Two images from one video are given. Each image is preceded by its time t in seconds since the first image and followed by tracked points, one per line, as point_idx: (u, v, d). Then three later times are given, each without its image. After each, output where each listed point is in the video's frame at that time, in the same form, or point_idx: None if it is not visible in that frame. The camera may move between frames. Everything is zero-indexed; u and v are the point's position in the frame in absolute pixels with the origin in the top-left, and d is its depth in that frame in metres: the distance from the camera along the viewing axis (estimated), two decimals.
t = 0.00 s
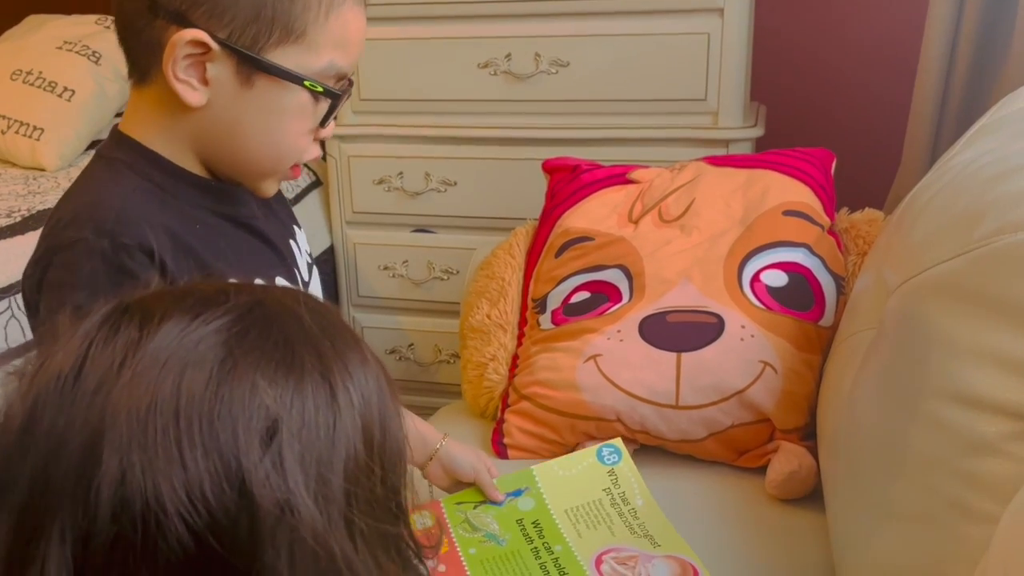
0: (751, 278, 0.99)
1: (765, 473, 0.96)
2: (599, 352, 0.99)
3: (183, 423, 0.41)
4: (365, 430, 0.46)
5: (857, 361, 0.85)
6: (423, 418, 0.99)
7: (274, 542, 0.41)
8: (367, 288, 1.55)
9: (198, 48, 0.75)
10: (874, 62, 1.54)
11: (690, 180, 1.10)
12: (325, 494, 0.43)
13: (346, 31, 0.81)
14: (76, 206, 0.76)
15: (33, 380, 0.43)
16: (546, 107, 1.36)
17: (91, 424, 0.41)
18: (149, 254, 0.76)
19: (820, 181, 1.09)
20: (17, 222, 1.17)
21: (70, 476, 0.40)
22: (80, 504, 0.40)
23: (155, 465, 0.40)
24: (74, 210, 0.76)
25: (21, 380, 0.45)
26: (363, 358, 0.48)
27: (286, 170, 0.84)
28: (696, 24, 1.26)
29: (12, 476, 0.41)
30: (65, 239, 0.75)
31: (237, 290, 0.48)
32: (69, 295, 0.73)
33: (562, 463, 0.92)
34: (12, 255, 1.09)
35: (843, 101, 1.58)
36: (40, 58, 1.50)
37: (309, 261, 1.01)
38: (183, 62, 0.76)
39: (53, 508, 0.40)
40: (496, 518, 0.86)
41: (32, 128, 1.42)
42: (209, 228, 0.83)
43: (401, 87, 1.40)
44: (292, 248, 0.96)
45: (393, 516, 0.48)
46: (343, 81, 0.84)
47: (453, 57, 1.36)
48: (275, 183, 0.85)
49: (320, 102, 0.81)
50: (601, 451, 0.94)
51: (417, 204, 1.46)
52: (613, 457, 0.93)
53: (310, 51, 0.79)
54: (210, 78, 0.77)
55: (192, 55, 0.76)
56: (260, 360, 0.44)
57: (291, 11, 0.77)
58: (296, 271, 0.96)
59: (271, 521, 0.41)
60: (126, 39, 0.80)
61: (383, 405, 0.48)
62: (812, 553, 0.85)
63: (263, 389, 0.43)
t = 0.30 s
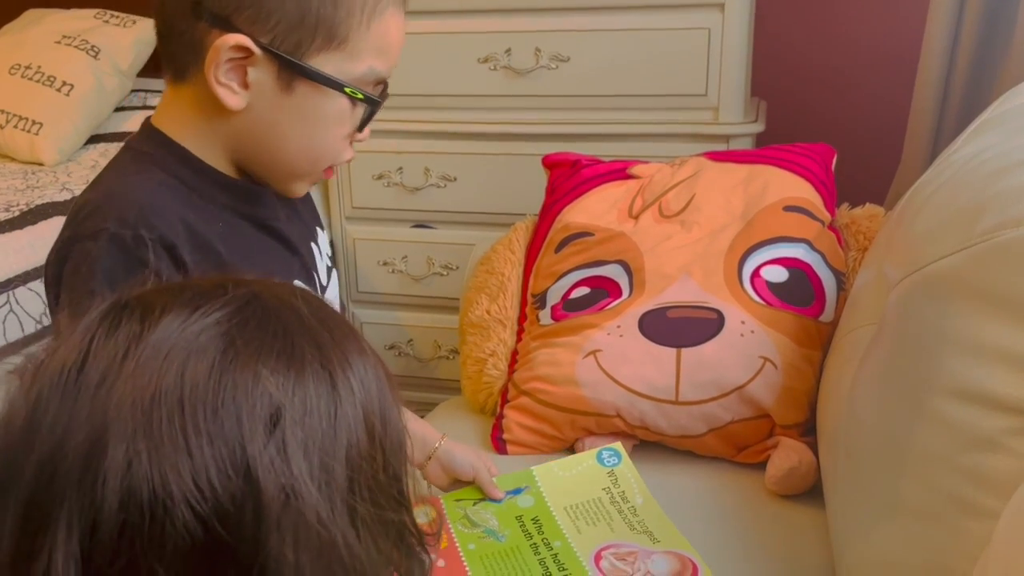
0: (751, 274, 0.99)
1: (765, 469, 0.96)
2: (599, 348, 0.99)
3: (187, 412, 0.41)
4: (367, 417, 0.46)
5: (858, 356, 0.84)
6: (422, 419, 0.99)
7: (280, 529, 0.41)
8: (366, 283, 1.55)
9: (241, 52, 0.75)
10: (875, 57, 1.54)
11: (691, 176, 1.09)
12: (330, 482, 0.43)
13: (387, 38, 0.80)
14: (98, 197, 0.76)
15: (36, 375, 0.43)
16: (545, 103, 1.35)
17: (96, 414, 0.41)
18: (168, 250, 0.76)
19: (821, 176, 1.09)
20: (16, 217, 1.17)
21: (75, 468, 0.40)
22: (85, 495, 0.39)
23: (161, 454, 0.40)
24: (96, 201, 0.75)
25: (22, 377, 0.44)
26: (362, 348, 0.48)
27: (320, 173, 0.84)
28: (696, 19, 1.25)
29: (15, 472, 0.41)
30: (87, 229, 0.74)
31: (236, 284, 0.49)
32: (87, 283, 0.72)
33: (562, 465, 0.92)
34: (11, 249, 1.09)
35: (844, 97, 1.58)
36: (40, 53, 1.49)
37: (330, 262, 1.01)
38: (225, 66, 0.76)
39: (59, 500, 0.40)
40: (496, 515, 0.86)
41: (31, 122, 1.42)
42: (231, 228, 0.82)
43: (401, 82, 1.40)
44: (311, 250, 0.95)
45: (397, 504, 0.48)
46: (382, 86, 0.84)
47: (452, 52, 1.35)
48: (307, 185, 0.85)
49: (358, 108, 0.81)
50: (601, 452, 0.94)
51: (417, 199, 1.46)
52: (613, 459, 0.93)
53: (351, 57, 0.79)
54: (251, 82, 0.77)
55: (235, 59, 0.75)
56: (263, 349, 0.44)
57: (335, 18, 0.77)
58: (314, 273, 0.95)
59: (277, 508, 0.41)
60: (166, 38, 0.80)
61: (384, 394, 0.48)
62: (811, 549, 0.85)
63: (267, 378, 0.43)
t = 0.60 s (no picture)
0: (754, 268, 0.99)
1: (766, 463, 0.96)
2: (600, 341, 0.99)
3: (208, 400, 0.41)
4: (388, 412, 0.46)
5: (860, 350, 0.84)
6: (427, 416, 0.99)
7: (298, 521, 0.41)
8: (367, 277, 1.54)
9: (288, 61, 0.74)
10: (878, 52, 1.53)
11: (692, 169, 1.09)
12: (349, 476, 0.43)
13: (431, 52, 0.79)
14: (125, 178, 0.76)
15: (58, 360, 0.43)
16: (546, 96, 1.35)
17: (118, 400, 0.41)
18: (195, 233, 0.77)
19: (824, 170, 1.09)
20: (15, 209, 1.16)
21: (96, 451, 0.40)
22: (105, 479, 0.39)
23: (181, 442, 0.40)
24: (123, 182, 0.76)
25: (46, 360, 0.44)
26: (385, 343, 0.48)
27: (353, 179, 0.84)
28: (698, 12, 1.25)
29: (37, 453, 0.41)
30: (114, 210, 0.75)
31: (261, 276, 0.48)
32: (116, 262, 0.72)
33: (562, 458, 0.92)
34: (11, 242, 1.09)
35: (846, 92, 1.57)
36: (39, 46, 1.49)
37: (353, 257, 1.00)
38: (271, 74, 0.75)
39: (79, 484, 0.40)
40: (497, 508, 0.86)
41: (31, 116, 1.41)
42: (256, 219, 0.82)
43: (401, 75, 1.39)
44: (335, 244, 0.94)
45: (414, 499, 0.48)
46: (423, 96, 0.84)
47: (453, 46, 1.35)
48: (340, 189, 0.85)
49: (398, 121, 0.81)
50: (601, 443, 0.93)
51: (417, 193, 1.46)
52: (613, 448, 0.92)
53: (395, 70, 0.78)
54: (295, 90, 0.76)
55: (281, 67, 0.75)
56: (286, 340, 0.44)
57: (383, 30, 0.76)
58: (336, 268, 0.93)
59: (295, 499, 0.41)
60: (210, 32, 0.79)
61: (406, 389, 0.47)
62: (813, 543, 0.85)
63: (289, 369, 0.43)
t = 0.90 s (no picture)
0: (755, 264, 1.00)
1: (767, 456, 0.97)
2: (604, 335, 1.00)
3: (230, 395, 0.42)
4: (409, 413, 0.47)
5: (860, 344, 0.85)
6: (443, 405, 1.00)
7: (310, 516, 0.43)
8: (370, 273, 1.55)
9: (315, 60, 0.76)
10: (878, 50, 1.54)
11: (695, 166, 1.10)
12: (364, 475, 0.44)
13: (452, 53, 0.81)
14: (160, 171, 0.76)
15: (95, 344, 0.45)
16: (549, 93, 1.36)
17: (145, 389, 0.43)
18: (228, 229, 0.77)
19: (825, 168, 1.10)
20: (25, 205, 1.17)
21: (122, 437, 0.42)
22: (129, 464, 0.42)
23: (201, 433, 0.41)
24: (157, 175, 0.76)
25: (88, 341, 0.47)
26: (414, 344, 0.48)
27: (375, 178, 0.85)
28: (700, 10, 1.26)
29: (70, 431, 0.44)
30: (151, 204, 0.75)
31: (298, 272, 0.50)
32: (154, 257, 0.73)
33: (571, 451, 0.93)
34: (21, 237, 1.10)
35: (846, 89, 1.59)
36: (46, 42, 1.50)
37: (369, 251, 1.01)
38: (299, 73, 0.76)
39: (106, 466, 0.42)
40: (505, 497, 0.87)
41: (38, 112, 1.42)
42: (282, 212, 0.82)
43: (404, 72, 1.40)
44: (352, 237, 0.94)
45: (433, 499, 0.49)
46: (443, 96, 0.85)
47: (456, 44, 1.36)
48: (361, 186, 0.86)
49: (421, 121, 0.82)
50: (608, 439, 0.94)
51: (421, 189, 1.47)
52: (620, 444, 0.94)
53: (418, 71, 0.80)
54: (321, 88, 0.78)
55: (309, 67, 0.76)
56: (310, 339, 0.45)
57: (407, 32, 0.77)
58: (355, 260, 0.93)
59: (308, 496, 0.42)
60: (238, 33, 0.80)
61: (431, 390, 0.48)
62: (813, 534, 0.86)
63: (312, 369, 0.44)
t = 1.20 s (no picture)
0: (756, 261, 1.00)
1: (767, 454, 0.97)
2: (604, 333, 1.00)
3: (220, 390, 0.42)
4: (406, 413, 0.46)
5: (860, 342, 0.85)
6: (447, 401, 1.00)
7: (300, 517, 0.42)
8: (371, 270, 1.55)
9: (289, 48, 0.76)
10: (880, 47, 1.54)
11: (696, 163, 1.09)
12: (357, 476, 0.44)
13: (428, 37, 0.81)
14: (142, 171, 0.77)
15: (87, 334, 0.46)
16: (550, 90, 1.36)
17: (134, 383, 0.42)
18: (213, 225, 0.77)
19: (826, 164, 1.09)
20: (25, 202, 1.17)
21: (110, 431, 0.42)
22: (117, 458, 0.41)
23: (190, 429, 0.41)
24: (140, 174, 0.77)
25: (81, 330, 0.47)
26: (413, 342, 0.48)
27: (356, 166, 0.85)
28: (702, 7, 1.25)
29: (58, 424, 0.44)
30: (135, 203, 0.75)
31: (296, 266, 0.50)
32: (139, 254, 0.73)
33: (571, 450, 0.93)
34: (22, 233, 1.10)
35: (848, 87, 1.58)
36: (46, 39, 1.50)
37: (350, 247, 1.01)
38: (274, 61, 0.77)
39: (93, 460, 0.42)
40: (505, 495, 0.87)
41: (38, 109, 1.42)
42: (262, 207, 0.82)
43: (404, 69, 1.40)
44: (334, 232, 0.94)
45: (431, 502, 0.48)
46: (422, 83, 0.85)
47: (457, 40, 1.35)
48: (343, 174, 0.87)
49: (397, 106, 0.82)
50: (610, 437, 0.94)
51: (421, 187, 1.46)
52: (620, 442, 0.94)
53: (394, 56, 0.80)
54: (296, 76, 0.78)
55: (283, 54, 0.77)
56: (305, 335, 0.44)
57: (381, 18, 0.77)
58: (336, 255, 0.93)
59: (298, 496, 0.42)
60: (214, 25, 0.81)
61: (431, 389, 0.48)
62: (814, 532, 0.86)
63: (305, 365, 0.43)
